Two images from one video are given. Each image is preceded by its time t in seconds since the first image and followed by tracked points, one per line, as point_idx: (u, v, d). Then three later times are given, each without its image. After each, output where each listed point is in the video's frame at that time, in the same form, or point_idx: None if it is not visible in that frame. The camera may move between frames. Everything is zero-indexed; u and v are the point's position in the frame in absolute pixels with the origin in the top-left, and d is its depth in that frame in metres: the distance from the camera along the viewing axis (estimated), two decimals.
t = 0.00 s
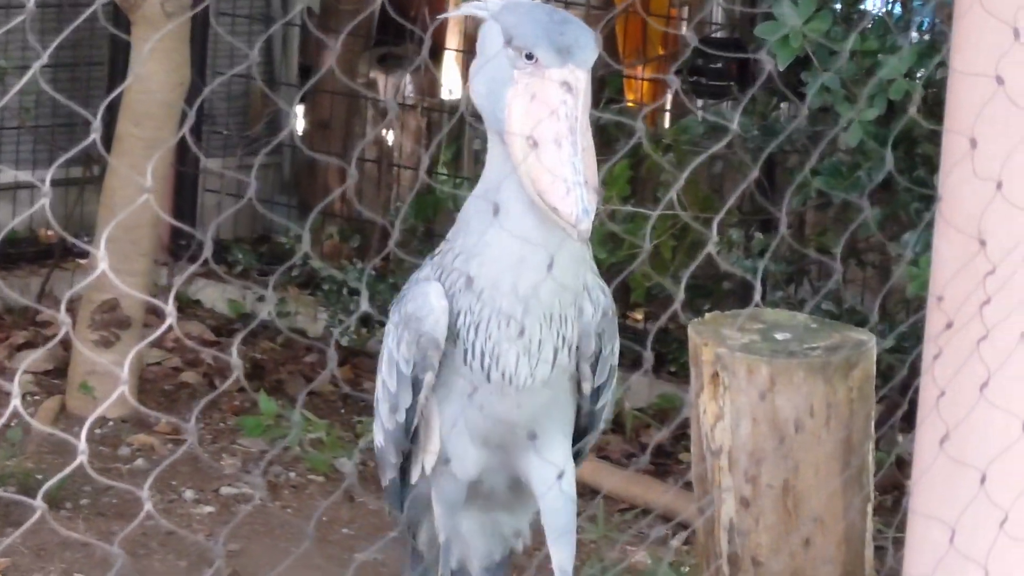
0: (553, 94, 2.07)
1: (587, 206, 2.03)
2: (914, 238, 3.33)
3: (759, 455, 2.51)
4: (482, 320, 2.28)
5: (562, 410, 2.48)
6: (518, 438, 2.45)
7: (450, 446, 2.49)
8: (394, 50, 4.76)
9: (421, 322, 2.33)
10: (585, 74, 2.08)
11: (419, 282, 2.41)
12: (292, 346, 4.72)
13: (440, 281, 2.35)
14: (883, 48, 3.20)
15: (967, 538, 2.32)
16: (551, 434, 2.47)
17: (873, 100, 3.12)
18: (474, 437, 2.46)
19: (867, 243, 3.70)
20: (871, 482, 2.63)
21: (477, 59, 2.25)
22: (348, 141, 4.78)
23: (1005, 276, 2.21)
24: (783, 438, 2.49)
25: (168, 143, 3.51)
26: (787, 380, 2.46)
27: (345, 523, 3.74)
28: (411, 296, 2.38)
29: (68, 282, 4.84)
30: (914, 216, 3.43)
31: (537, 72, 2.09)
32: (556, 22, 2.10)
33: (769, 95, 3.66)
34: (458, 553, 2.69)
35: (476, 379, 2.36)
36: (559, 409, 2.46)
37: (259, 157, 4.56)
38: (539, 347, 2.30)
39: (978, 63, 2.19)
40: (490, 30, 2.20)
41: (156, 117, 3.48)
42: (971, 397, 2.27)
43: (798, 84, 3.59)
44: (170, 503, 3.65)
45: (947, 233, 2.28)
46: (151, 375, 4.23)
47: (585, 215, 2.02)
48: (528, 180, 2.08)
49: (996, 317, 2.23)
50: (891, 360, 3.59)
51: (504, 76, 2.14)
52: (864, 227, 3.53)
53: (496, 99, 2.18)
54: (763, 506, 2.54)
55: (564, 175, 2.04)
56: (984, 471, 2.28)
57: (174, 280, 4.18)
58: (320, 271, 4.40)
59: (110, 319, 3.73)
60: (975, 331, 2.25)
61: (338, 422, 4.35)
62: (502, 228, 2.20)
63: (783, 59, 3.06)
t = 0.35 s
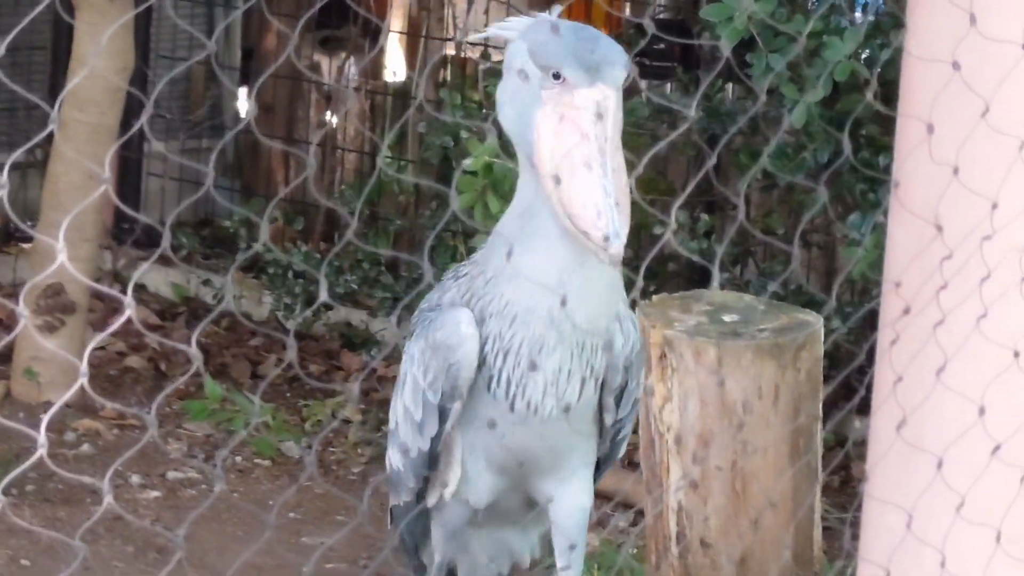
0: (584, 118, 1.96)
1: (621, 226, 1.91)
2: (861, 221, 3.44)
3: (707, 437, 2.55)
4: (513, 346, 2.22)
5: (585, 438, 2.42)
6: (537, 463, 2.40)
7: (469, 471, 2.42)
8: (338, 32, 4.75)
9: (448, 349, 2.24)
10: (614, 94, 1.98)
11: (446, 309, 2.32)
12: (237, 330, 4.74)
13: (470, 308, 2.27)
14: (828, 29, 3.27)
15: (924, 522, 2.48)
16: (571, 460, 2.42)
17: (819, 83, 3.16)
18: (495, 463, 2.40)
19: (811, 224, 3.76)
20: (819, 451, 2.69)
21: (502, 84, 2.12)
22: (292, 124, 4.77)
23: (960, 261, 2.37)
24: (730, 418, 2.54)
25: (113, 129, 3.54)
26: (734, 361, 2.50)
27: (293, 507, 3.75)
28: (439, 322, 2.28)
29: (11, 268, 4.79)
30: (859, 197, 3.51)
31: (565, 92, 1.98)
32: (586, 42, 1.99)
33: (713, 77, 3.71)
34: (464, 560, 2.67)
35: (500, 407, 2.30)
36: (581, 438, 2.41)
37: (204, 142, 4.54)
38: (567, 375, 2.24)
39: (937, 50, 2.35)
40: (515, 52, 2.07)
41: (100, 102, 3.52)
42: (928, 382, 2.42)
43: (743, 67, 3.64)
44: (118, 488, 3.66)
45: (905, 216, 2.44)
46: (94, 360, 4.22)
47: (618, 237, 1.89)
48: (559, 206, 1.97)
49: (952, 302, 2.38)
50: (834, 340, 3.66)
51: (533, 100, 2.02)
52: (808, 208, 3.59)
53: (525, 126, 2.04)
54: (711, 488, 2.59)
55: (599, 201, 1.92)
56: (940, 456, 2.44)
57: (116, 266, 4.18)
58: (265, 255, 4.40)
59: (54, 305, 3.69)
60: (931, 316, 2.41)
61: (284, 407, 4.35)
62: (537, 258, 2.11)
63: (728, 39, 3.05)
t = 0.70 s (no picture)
0: (639, 122, 1.87)
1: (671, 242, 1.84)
2: (812, 201, 3.55)
3: (660, 419, 2.59)
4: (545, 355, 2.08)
5: (602, 448, 2.32)
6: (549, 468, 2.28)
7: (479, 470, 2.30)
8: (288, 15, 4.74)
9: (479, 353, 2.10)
10: (669, 100, 1.89)
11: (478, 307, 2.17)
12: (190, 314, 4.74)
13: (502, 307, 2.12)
14: (778, 10, 3.33)
15: (879, 509, 2.39)
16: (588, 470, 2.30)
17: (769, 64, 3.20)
18: (506, 464, 2.28)
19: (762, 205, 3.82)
20: (769, 430, 2.76)
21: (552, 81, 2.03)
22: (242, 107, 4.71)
23: (914, 247, 2.28)
24: (683, 400, 2.58)
25: (62, 114, 3.56)
26: (687, 344, 2.53)
27: (247, 491, 3.77)
28: (469, 319, 2.14)
29: None
30: (810, 176, 3.59)
31: (618, 97, 1.89)
32: (643, 45, 1.89)
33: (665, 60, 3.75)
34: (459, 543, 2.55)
35: (522, 415, 2.17)
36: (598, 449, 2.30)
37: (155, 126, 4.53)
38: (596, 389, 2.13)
39: (889, 35, 2.26)
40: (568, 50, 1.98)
41: (50, 90, 3.55)
42: (881, 368, 2.34)
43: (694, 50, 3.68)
44: (72, 474, 3.67)
45: (859, 200, 2.34)
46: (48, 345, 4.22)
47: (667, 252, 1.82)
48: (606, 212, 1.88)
49: (904, 288, 2.30)
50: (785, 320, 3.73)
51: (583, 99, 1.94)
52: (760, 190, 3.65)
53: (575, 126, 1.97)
54: (665, 470, 2.62)
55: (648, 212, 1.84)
56: (894, 442, 2.35)
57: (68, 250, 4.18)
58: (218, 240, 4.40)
59: (7, 290, 3.69)
60: (885, 302, 2.32)
61: (238, 390, 4.37)
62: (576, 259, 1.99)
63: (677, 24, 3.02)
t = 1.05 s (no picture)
0: (645, 128, 1.92)
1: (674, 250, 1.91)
2: (770, 185, 3.62)
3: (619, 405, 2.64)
4: (542, 353, 2.14)
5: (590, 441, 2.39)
6: (537, 461, 2.35)
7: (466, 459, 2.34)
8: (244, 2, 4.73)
9: (477, 351, 2.14)
10: (675, 105, 1.95)
11: (475, 303, 2.20)
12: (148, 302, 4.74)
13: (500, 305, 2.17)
14: None
15: (839, 493, 2.32)
16: (573, 464, 2.38)
17: (727, 48, 3.24)
18: (493, 454, 2.34)
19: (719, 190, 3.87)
20: (729, 416, 2.81)
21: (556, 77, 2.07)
22: (200, 93, 4.71)
23: (874, 233, 2.20)
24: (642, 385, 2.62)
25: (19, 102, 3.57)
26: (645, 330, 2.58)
27: (205, 478, 3.78)
28: (466, 315, 2.18)
29: None
30: (767, 160, 3.66)
31: (624, 103, 1.94)
32: (649, 50, 1.93)
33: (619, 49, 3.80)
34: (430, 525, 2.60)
35: (516, 410, 2.23)
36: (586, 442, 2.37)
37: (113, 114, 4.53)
38: (589, 387, 2.20)
39: (848, 18, 2.16)
40: (572, 50, 2.01)
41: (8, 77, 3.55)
42: (840, 354, 2.26)
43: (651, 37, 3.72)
44: (33, 461, 3.67)
45: (819, 184, 2.25)
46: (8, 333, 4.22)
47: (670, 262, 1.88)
48: (608, 217, 1.94)
49: (864, 273, 2.21)
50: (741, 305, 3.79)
51: (588, 102, 1.98)
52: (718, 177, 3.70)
53: (578, 127, 2.01)
54: (625, 456, 2.69)
55: (650, 220, 1.91)
56: (855, 425, 2.28)
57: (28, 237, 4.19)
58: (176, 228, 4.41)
59: None
60: (844, 288, 2.24)
61: (197, 377, 4.37)
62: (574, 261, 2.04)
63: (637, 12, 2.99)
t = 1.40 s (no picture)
0: (641, 119, 1.93)
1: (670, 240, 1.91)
2: (761, 171, 3.66)
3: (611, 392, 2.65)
4: (545, 340, 2.14)
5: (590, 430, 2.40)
6: (539, 450, 2.36)
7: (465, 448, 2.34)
8: None
9: (480, 336, 2.14)
10: (670, 98, 1.95)
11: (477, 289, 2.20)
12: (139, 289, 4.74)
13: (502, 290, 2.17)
14: None
15: (834, 482, 2.32)
16: (575, 452, 2.39)
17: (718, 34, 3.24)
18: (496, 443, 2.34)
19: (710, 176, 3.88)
20: (721, 405, 2.83)
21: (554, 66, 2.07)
22: (190, 81, 4.70)
23: (868, 220, 2.19)
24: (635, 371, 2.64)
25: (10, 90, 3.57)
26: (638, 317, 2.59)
27: (197, 465, 3.79)
28: (469, 299, 2.18)
29: None
30: (758, 146, 3.67)
31: (621, 93, 1.95)
32: (646, 40, 1.93)
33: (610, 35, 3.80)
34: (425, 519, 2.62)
35: (519, 397, 2.24)
36: (586, 430, 2.38)
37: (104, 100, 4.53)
38: (592, 374, 2.21)
39: (840, 6, 2.15)
40: (570, 39, 2.01)
41: None
42: (835, 341, 2.26)
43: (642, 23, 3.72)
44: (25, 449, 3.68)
45: (812, 176, 2.23)
46: None
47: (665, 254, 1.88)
48: (604, 207, 1.95)
49: (858, 261, 2.21)
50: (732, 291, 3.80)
51: (584, 92, 1.99)
52: (709, 162, 3.70)
53: (576, 116, 2.02)
54: (617, 443, 2.69)
55: (648, 211, 1.91)
56: (849, 413, 2.27)
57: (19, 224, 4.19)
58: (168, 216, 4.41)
59: None
60: (837, 276, 2.23)
61: (189, 364, 4.38)
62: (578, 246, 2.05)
63: None
